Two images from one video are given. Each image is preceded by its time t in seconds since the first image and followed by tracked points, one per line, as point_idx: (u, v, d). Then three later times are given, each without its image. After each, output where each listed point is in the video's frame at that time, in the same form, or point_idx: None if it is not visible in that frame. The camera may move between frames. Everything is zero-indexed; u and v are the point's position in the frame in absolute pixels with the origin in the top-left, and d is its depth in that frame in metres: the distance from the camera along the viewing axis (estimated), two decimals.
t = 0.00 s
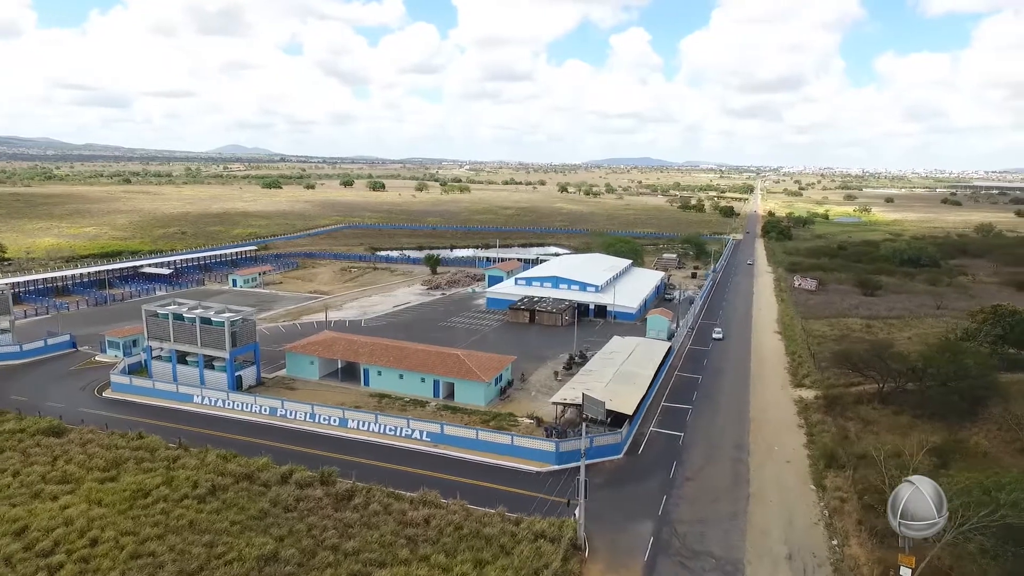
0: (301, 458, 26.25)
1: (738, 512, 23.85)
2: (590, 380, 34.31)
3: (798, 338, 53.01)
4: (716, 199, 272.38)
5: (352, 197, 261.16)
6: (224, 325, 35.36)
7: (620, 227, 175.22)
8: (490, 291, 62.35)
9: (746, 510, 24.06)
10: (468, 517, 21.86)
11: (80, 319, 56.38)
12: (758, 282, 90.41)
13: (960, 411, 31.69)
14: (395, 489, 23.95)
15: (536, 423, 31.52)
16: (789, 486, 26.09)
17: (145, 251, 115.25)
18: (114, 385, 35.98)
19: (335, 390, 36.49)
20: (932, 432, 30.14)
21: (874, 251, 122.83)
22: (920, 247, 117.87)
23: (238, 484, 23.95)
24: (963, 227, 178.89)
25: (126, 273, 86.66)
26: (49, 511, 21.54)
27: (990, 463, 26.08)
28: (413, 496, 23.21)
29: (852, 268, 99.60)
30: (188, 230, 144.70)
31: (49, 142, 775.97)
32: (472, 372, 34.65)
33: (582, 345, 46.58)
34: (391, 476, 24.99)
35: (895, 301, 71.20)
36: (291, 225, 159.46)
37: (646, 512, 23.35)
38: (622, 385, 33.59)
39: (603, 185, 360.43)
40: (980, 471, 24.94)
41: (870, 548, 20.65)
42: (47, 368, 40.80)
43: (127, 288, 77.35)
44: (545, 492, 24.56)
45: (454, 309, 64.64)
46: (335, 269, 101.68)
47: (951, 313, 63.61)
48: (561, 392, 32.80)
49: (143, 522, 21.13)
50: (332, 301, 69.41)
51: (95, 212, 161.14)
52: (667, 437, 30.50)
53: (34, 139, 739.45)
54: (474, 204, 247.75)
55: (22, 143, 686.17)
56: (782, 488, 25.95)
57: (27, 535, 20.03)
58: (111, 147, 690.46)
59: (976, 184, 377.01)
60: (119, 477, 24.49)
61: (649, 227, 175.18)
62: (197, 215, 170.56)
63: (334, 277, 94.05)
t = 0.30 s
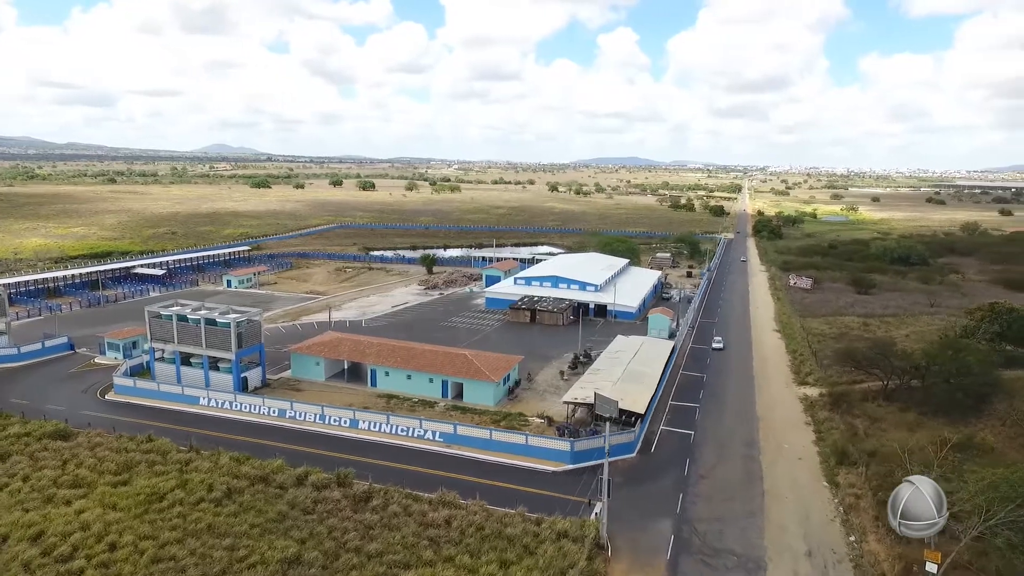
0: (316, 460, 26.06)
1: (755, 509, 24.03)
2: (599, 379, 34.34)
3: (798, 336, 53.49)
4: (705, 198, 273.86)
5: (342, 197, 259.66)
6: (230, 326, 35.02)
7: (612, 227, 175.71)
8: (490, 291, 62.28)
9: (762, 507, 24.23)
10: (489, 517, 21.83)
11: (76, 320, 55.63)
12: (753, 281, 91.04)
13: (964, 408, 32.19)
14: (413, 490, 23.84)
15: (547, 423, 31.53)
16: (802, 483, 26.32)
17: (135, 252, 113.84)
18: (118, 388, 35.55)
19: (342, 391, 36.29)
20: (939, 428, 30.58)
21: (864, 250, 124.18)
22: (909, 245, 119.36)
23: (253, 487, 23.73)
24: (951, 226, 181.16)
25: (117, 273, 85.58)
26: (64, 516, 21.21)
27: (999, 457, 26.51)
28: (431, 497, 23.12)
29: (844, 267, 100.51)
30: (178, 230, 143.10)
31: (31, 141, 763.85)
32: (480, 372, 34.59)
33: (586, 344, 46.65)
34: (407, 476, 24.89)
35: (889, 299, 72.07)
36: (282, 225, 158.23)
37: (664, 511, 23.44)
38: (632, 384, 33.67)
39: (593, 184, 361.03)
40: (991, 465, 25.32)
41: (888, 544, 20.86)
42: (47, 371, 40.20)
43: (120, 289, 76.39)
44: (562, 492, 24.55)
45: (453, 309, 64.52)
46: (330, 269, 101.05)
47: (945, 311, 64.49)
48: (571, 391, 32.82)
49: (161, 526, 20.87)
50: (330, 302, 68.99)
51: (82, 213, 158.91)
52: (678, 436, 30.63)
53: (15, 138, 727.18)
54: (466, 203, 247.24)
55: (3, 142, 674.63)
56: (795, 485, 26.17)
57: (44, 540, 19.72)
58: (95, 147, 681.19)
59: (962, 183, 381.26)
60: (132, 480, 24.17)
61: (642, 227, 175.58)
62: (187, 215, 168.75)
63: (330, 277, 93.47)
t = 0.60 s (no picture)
0: (331, 462, 25.88)
1: (772, 506, 24.19)
2: (608, 379, 34.40)
3: (798, 334, 53.97)
4: (696, 197, 275.24)
5: (332, 197, 258.21)
6: (237, 327, 34.68)
7: (604, 226, 176.12)
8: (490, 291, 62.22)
9: (779, 505, 24.42)
10: (510, 517, 21.82)
11: (72, 322, 54.90)
12: (748, 279, 91.75)
13: (970, 404, 32.64)
14: (431, 490, 23.76)
15: (559, 423, 31.56)
16: (815, 480, 26.56)
17: (126, 252, 112.48)
18: (122, 390, 35.17)
19: (350, 392, 36.11)
20: (946, 424, 30.97)
21: (855, 248, 125.57)
22: (899, 243, 120.77)
23: (271, 489, 23.55)
24: (938, 225, 183.38)
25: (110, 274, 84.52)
26: (81, 521, 20.93)
27: (1008, 451, 26.92)
28: (451, 497, 23.05)
29: (837, 266, 101.43)
30: (168, 230, 141.62)
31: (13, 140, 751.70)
32: (490, 372, 34.55)
33: (590, 343, 46.75)
34: (424, 477, 24.80)
35: (884, 297, 72.85)
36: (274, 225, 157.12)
37: (683, 509, 23.55)
38: (642, 383, 33.77)
39: (582, 184, 362.10)
40: (1001, 460, 25.70)
41: (907, 540, 21.12)
42: (47, 375, 39.64)
43: (114, 290, 75.50)
44: (580, 493, 24.57)
45: (453, 309, 64.40)
46: (325, 269, 100.52)
47: (940, 308, 65.37)
48: (582, 390, 32.88)
49: (180, 530, 20.66)
50: (328, 302, 68.62)
51: (69, 213, 156.88)
52: (690, 434, 30.77)
53: None
54: (457, 203, 246.83)
55: None
56: (809, 482, 26.39)
57: (63, 545, 19.46)
58: (80, 147, 672.61)
59: (947, 182, 386.33)
60: (146, 484, 23.90)
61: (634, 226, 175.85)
62: (176, 215, 167.05)
63: (325, 277, 92.95)
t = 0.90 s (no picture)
0: (347, 463, 25.76)
1: (790, 503, 24.35)
2: (618, 378, 34.44)
3: (799, 332, 54.35)
4: (687, 197, 276.48)
5: (323, 197, 256.67)
6: (245, 328, 34.41)
7: (598, 225, 176.53)
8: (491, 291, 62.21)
9: (796, 502, 24.59)
10: (532, 516, 21.83)
11: (69, 324, 54.21)
12: (744, 278, 92.33)
13: (976, 401, 33.07)
14: (451, 491, 23.67)
15: (571, 423, 31.59)
16: (830, 477, 26.74)
17: (117, 253, 111.21)
18: (128, 392, 34.83)
19: (359, 393, 35.95)
20: (954, 421, 31.35)
21: (847, 247, 126.79)
22: (891, 242, 122.08)
23: (289, 491, 23.38)
24: (927, 224, 185.47)
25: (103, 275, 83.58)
26: (100, 524, 20.69)
27: (1018, 447, 27.24)
28: (472, 498, 23.00)
29: (831, 265, 102.20)
30: (160, 230, 140.29)
31: None
32: (500, 372, 34.54)
33: (595, 342, 46.82)
34: (442, 478, 24.73)
35: (880, 295, 73.60)
36: (266, 225, 156.02)
37: (702, 507, 23.64)
38: (652, 382, 33.91)
39: (574, 183, 362.76)
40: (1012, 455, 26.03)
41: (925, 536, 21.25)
42: (49, 378, 39.13)
43: (108, 292, 74.61)
44: (599, 492, 24.61)
45: (454, 309, 64.26)
46: (321, 269, 100.00)
47: (935, 306, 66.16)
48: (593, 389, 32.95)
49: (202, 533, 20.45)
50: (328, 302, 68.31)
51: (58, 213, 154.96)
52: (702, 433, 30.90)
53: None
54: (450, 203, 246.35)
55: None
56: (824, 479, 26.59)
57: (84, 550, 19.21)
58: (65, 147, 664.35)
59: (935, 181, 390.30)
60: (162, 487, 23.65)
61: (628, 225, 176.25)
62: (167, 215, 165.52)
63: (322, 278, 92.47)
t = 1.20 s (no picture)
0: (364, 464, 25.64)
1: (807, 500, 24.52)
2: (627, 377, 34.52)
3: (799, 330, 54.81)
4: (677, 196, 277.96)
5: (314, 196, 255.21)
6: (253, 329, 34.13)
7: (590, 225, 177.01)
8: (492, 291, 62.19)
9: (812, 498, 24.79)
10: (555, 516, 21.85)
11: (66, 326, 53.54)
12: (740, 277, 92.94)
13: (981, 397, 33.54)
14: (471, 491, 23.62)
15: (583, 422, 31.58)
16: (843, 473, 26.98)
17: (108, 254, 109.93)
18: (133, 394, 34.42)
19: (368, 393, 35.78)
20: (961, 417, 31.77)
21: (839, 245, 128.13)
22: (881, 241, 123.50)
23: (308, 493, 23.23)
24: (915, 222, 187.54)
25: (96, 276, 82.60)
26: (120, 528, 20.44)
27: None
28: (492, 498, 22.97)
29: (825, 263, 103.15)
30: (150, 231, 138.89)
31: None
32: (510, 371, 34.52)
33: (600, 341, 46.93)
34: (460, 478, 24.66)
35: (875, 293, 74.44)
36: (258, 225, 154.88)
37: (721, 505, 23.77)
38: (662, 381, 34.04)
39: (564, 183, 363.42)
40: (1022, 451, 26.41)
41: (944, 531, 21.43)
42: (50, 380, 38.56)
43: (102, 293, 73.71)
44: (616, 491, 24.68)
45: (455, 309, 64.13)
46: (316, 269, 99.43)
47: (930, 304, 67.06)
48: (604, 388, 33.04)
49: (224, 536, 20.26)
50: (326, 303, 67.98)
51: (46, 213, 153.06)
52: (713, 431, 31.05)
53: None
54: (441, 202, 245.86)
55: None
56: (837, 476, 26.83)
57: (105, 555, 18.97)
58: (48, 146, 655.18)
59: (923, 179, 394.50)
60: (178, 490, 23.41)
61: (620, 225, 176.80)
62: (157, 215, 163.92)
63: (318, 278, 91.98)
